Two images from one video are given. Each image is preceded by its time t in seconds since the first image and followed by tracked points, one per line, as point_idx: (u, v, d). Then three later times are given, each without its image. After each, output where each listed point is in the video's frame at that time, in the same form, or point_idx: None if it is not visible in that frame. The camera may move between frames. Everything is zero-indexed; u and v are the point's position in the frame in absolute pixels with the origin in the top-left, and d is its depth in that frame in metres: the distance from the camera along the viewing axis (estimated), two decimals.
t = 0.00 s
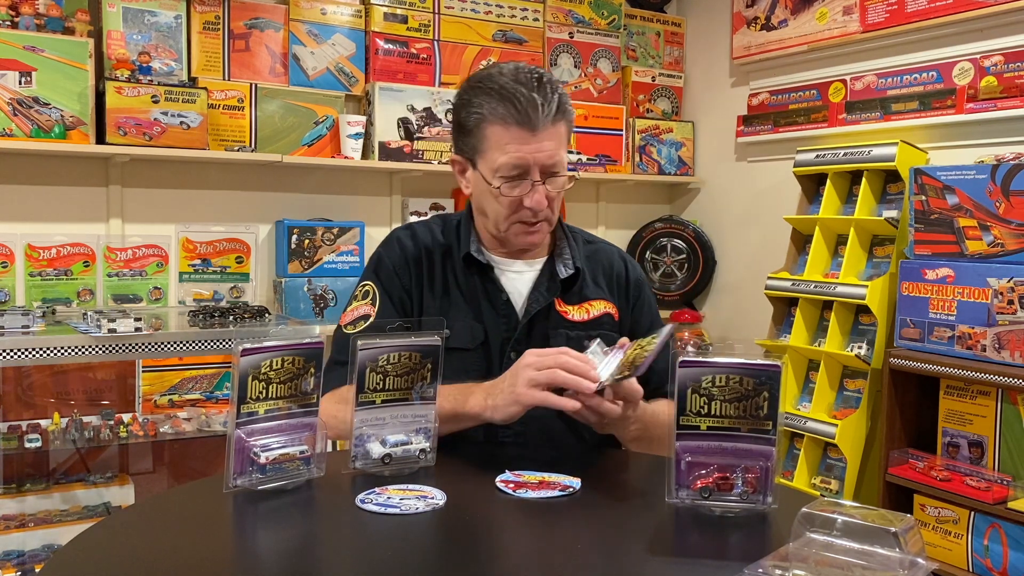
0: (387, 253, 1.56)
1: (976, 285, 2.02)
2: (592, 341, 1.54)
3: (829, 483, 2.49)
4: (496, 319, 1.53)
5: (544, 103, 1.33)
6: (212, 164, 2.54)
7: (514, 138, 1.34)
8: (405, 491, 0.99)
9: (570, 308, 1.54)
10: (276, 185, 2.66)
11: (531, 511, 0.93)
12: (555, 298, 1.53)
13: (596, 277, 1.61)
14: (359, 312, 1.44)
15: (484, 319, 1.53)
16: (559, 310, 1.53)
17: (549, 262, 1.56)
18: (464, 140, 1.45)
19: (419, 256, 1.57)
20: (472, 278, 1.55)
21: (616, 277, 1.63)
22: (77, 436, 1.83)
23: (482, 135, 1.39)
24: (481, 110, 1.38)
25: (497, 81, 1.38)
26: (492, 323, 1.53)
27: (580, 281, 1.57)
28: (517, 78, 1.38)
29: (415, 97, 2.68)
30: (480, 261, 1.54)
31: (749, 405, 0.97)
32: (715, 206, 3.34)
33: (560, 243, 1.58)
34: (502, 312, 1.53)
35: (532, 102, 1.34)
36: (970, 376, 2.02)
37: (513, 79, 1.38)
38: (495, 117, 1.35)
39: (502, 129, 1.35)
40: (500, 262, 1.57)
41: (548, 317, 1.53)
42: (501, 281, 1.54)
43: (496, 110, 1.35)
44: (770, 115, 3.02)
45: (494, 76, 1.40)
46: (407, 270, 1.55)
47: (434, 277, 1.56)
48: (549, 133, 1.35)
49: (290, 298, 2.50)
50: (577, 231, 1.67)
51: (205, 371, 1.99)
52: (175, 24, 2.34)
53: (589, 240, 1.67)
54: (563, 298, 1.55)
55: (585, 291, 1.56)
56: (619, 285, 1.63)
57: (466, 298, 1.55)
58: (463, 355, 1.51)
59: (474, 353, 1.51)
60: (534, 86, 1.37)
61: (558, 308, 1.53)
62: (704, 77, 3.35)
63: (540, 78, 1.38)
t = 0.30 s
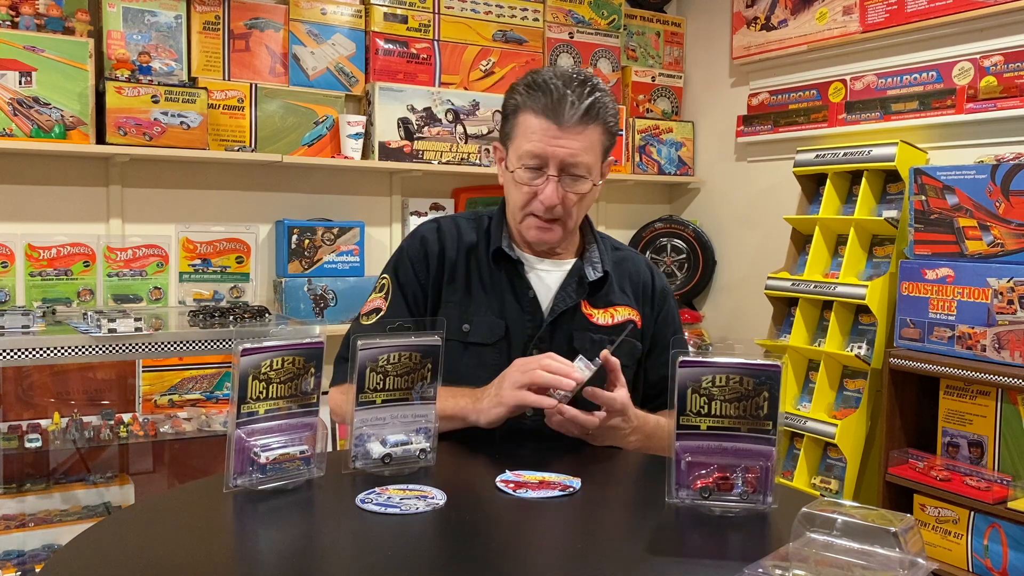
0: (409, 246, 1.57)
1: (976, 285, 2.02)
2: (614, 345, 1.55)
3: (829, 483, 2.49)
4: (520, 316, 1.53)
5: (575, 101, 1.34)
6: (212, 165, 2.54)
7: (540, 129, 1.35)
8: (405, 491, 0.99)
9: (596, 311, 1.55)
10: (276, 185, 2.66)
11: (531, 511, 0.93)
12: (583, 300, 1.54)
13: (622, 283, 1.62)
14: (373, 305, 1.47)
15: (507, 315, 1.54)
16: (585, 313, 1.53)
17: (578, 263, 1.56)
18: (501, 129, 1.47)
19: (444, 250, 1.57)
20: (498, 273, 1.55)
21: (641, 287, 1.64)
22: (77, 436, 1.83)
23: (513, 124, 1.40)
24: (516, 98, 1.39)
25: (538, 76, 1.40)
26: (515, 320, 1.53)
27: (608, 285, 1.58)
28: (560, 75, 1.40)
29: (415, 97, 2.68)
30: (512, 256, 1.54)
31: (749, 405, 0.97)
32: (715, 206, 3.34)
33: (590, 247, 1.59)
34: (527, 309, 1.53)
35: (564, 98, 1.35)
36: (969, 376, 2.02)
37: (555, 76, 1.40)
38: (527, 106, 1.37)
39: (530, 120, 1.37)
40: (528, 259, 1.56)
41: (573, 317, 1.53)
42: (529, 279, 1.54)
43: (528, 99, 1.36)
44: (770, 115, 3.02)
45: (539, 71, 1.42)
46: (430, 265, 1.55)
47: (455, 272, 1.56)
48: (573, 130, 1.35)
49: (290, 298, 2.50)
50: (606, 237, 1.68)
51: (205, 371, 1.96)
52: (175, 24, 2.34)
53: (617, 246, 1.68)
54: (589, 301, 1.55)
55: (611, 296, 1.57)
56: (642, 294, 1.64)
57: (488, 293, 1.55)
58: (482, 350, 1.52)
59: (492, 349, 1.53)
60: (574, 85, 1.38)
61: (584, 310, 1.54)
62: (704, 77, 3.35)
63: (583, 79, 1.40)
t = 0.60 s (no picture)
0: (434, 238, 1.57)
1: (976, 285, 2.02)
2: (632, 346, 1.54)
3: (829, 483, 2.48)
4: (542, 311, 1.54)
5: (620, 105, 1.36)
6: (212, 165, 2.54)
7: (582, 129, 1.36)
8: (405, 491, 0.99)
9: (614, 312, 1.55)
10: (275, 185, 2.66)
11: (531, 510, 0.93)
12: (603, 300, 1.54)
13: (638, 286, 1.63)
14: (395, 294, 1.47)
15: (529, 310, 1.54)
16: (604, 312, 1.54)
17: (598, 263, 1.57)
18: (536, 123, 1.47)
19: (468, 244, 1.58)
20: (522, 268, 1.56)
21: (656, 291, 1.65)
22: (77, 436, 1.83)
23: (553, 122, 1.41)
24: (559, 97, 1.40)
25: (582, 77, 1.41)
26: (537, 315, 1.54)
27: (626, 288, 1.59)
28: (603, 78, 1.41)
29: (415, 97, 2.68)
30: (540, 252, 1.55)
31: (749, 405, 0.97)
32: (715, 206, 3.34)
33: (609, 250, 1.61)
34: (549, 304, 1.53)
35: (609, 102, 1.36)
36: (969, 376, 2.02)
37: (598, 80, 1.41)
38: (570, 106, 1.38)
39: (573, 119, 1.38)
40: (554, 257, 1.57)
41: (593, 318, 1.53)
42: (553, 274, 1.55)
43: (573, 98, 1.37)
44: (770, 115, 3.01)
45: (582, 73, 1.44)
46: (454, 257, 1.55)
47: (479, 265, 1.56)
48: (614, 134, 1.36)
49: (290, 298, 2.49)
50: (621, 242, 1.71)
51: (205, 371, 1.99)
52: (175, 24, 2.34)
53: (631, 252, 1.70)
54: (609, 302, 1.56)
55: (628, 298, 1.58)
56: (658, 298, 1.65)
57: (512, 287, 1.55)
58: (503, 344, 1.52)
59: (514, 343, 1.52)
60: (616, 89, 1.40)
61: (604, 310, 1.54)
62: (704, 77, 3.35)
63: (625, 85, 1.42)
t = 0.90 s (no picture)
0: (450, 236, 1.56)
1: (976, 285, 2.02)
2: (639, 337, 1.54)
3: (829, 483, 2.48)
4: (558, 309, 1.54)
5: (653, 116, 1.37)
6: (212, 164, 2.54)
7: (614, 136, 1.36)
8: (405, 491, 0.99)
9: (620, 307, 1.55)
10: (275, 185, 2.66)
11: (531, 510, 0.93)
12: (610, 298, 1.55)
13: (643, 279, 1.62)
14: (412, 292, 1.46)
15: (545, 309, 1.55)
16: (609, 309, 1.54)
17: (605, 262, 1.57)
18: (562, 126, 1.46)
19: (484, 243, 1.57)
20: (537, 266, 1.55)
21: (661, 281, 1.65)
22: (77, 436, 1.83)
23: (583, 127, 1.41)
24: (592, 101, 1.39)
25: (615, 85, 1.41)
26: (552, 313, 1.54)
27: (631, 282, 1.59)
28: (635, 88, 1.42)
29: (415, 97, 2.68)
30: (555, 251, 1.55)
31: (749, 405, 0.97)
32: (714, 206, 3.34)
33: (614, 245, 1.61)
34: (564, 301, 1.54)
35: (642, 112, 1.36)
36: (969, 375, 2.02)
37: (629, 89, 1.41)
38: (603, 112, 1.37)
39: (605, 126, 1.37)
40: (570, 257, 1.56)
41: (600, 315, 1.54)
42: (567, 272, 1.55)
43: (607, 105, 1.37)
44: (770, 115, 3.01)
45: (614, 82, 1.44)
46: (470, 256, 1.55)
47: (495, 264, 1.56)
48: (645, 144, 1.37)
49: (290, 298, 2.49)
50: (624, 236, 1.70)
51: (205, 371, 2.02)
52: (175, 24, 2.34)
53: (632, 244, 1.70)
54: (615, 298, 1.56)
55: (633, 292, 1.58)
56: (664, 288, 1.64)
57: (528, 286, 1.55)
58: (520, 342, 1.53)
59: (531, 341, 1.53)
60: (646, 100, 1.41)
61: (610, 307, 1.54)
62: (704, 77, 3.35)
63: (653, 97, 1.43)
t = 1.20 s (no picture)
0: (452, 242, 1.57)
1: (976, 285, 2.02)
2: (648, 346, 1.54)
3: (829, 483, 2.48)
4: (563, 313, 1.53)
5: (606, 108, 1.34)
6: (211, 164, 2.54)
7: (572, 136, 1.35)
8: (405, 491, 0.99)
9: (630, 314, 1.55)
10: (275, 185, 2.66)
11: (531, 510, 0.93)
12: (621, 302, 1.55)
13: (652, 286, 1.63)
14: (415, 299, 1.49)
15: (549, 313, 1.54)
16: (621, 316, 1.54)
17: (616, 267, 1.57)
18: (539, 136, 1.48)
19: (488, 246, 1.58)
20: (540, 270, 1.55)
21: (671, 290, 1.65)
22: (77, 436, 1.83)
23: (549, 132, 1.41)
24: (552, 107, 1.40)
25: (572, 85, 1.41)
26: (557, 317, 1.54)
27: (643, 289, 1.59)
28: (593, 84, 1.40)
29: (415, 97, 2.68)
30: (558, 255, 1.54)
31: (749, 405, 0.97)
32: (715, 206, 3.34)
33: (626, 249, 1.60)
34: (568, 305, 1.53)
35: (595, 108, 1.35)
36: (969, 375, 2.02)
37: (588, 85, 1.40)
38: (561, 115, 1.37)
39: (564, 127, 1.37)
40: (570, 259, 1.56)
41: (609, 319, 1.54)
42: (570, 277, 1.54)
43: (561, 108, 1.37)
44: (770, 115, 3.01)
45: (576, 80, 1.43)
46: (472, 261, 1.56)
47: (498, 268, 1.56)
48: (605, 136, 1.34)
49: (290, 298, 2.49)
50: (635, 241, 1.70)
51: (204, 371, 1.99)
52: (175, 24, 2.34)
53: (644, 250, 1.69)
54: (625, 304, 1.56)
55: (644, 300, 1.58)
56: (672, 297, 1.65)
57: (531, 288, 1.56)
58: (523, 346, 1.53)
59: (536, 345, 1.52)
60: (605, 93, 1.38)
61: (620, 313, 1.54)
62: (705, 77, 3.35)
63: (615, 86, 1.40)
